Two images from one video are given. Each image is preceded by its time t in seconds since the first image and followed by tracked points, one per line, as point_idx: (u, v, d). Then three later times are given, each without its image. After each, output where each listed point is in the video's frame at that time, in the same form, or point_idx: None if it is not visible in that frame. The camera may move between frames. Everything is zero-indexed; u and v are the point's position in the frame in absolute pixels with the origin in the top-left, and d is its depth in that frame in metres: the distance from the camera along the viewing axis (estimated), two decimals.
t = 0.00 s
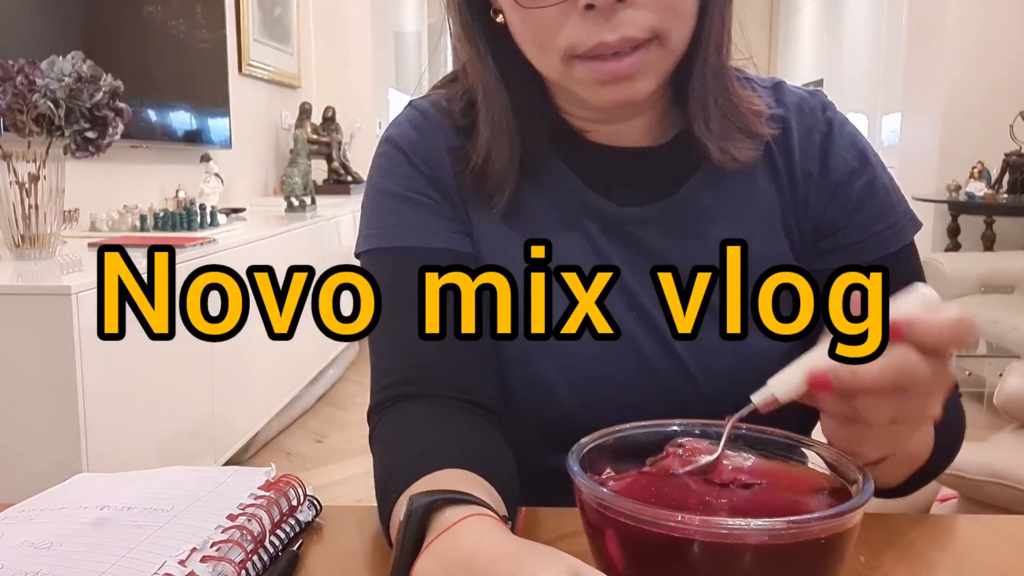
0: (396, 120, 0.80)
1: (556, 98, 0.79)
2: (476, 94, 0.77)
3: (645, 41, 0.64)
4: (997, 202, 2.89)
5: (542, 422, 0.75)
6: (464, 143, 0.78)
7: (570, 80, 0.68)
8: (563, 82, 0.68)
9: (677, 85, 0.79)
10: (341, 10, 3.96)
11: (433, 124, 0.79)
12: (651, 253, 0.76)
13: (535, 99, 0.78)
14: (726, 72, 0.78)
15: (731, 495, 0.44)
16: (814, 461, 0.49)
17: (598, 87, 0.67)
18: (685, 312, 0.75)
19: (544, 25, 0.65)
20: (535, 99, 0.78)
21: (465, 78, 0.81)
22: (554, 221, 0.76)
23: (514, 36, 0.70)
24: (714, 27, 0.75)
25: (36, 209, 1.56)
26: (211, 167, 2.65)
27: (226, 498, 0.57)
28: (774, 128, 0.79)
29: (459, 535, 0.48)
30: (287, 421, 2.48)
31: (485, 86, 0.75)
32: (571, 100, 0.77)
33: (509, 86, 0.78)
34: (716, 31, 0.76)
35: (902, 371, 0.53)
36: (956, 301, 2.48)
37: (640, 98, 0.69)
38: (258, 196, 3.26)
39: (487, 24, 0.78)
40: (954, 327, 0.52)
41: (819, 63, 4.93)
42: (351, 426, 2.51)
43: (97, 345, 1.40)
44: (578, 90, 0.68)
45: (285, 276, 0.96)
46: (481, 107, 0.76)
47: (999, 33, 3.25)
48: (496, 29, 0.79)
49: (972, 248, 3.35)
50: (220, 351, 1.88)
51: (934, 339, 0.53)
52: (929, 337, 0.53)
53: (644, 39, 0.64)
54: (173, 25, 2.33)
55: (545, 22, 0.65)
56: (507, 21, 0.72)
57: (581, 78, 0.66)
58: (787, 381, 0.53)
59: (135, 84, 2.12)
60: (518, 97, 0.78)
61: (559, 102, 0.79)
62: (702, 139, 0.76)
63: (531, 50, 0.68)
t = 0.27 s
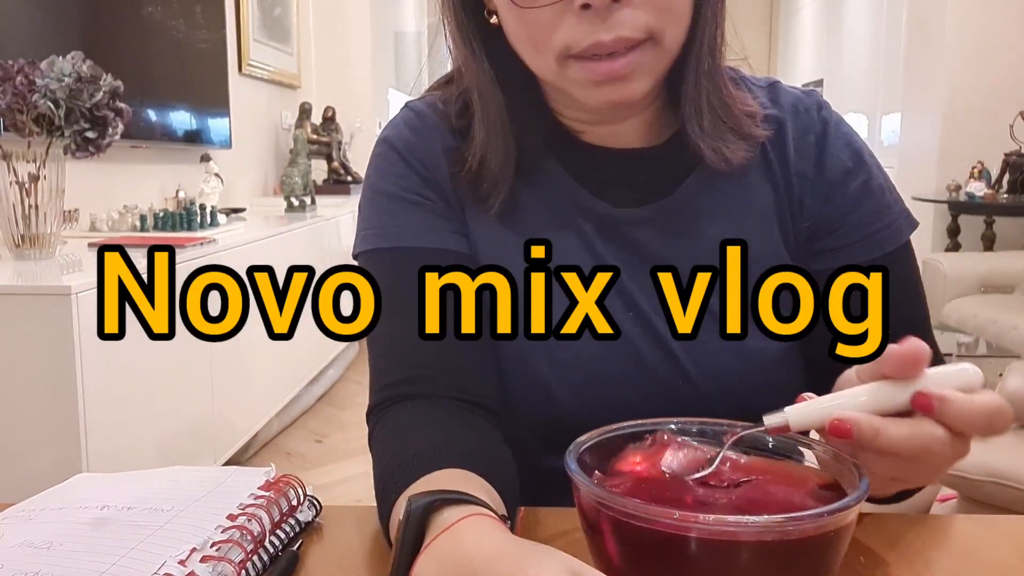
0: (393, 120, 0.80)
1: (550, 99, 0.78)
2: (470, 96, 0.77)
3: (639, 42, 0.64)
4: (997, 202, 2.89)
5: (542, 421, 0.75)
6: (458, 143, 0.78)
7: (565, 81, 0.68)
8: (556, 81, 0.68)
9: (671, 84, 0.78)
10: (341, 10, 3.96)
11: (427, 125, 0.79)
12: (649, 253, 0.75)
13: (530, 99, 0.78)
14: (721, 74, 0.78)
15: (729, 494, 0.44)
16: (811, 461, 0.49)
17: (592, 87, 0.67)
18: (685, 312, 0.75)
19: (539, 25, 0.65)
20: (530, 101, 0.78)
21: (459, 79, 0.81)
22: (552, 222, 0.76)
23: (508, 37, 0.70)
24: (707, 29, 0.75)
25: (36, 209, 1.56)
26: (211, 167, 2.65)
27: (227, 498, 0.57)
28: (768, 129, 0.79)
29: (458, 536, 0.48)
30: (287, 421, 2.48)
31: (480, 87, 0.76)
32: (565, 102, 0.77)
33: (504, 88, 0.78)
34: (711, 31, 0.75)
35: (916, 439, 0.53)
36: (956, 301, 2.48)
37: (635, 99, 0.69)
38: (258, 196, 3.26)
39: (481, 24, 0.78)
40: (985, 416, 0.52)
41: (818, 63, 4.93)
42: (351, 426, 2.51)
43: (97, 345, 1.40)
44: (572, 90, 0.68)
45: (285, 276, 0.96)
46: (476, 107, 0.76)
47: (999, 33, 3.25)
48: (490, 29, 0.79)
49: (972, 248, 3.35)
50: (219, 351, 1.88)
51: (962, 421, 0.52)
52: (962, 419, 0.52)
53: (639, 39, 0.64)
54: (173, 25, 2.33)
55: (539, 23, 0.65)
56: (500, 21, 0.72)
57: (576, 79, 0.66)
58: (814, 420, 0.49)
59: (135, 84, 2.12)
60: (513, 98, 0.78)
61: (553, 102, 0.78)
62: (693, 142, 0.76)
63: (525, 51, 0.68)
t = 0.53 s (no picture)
0: (393, 119, 0.80)
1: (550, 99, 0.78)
2: (470, 96, 0.77)
3: (640, 42, 0.64)
4: (997, 202, 2.89)
5: (542, 421, 0.75)
6: (458, 144, 0.78)
7: (565, 80, 0.68)
8: (556, 81, 0.69)
9: (670, 87, 0.78)
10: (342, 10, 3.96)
11: (427, 125, 0.79)
12: (649, 254, 0.75)
13: (529, 100, 0.78)
14: (720, 73, 0.77)
15: (729, 493, 0.44)
16: (812, 460, 0.49)
17: (593, 87, 0.67)
18: (685, 312, 0.75)
19: (540, 24, 0.65)
20: (530, 102, 0.78)
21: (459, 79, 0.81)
22: (552, 223, 0.76)
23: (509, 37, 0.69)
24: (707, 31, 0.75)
25: (36, 209, 1.56)
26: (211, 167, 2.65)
27: (227, 498, 0.57)
28: (767, 129, 0.79)
29: (460, 537, 0.48)
30: (287, 421, 2.48)
31: (479, 88, 0.75)
32: (565, 103, 0.76)
33: (504, 88, 0.78)
34: (711, 32, 0.75)
35: (934, 463, 0.52)
36: (956, 301, 2.48)
37: (635, 99, 0.69)
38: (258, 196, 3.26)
39: (480, 25, 0.78)
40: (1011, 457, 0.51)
41: (819, 63, 4.93)
42: (351, 426, 2.51)
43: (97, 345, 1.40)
44: (572, 90, 0.69)
45: (285, 276, 0.96)
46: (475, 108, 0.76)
47: (999, 33, 3.25)
48: (488, 30, 0.79)
49: (972, 248, 3.35)
50: (219, 351, 1.88)
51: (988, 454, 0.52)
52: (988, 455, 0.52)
53: (640, 38, 0.64)
54: (173, 25, 2.33)
55: (539, 22, 0.65)
56: (500, 22, 0.72)
57: (577, 78, 0.66)
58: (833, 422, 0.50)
59: (135, 84, 2.12)
60: (512, 99, 0.78)
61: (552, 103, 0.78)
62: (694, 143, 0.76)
63: (526, 50, 0.68)
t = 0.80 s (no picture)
0: (396, 118, 0.81)
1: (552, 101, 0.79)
2: (472, 98, 0.78)
3: (644, 39, 0.65)
4: (997, 202, 2.89)
5: (542, 421, 0.75)
6: (459, 145, 0.79)
7: (569, 79, 0.68)
8: (560, 80, 0.68)
9: (673, 86, 0.79)
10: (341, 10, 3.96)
11: (428, 126, 0.79)
12: (649, 255, 0.75)
13: (530, 102, 0.79)
14: (720, 73, 0.78)
15: (729, 493, 0.44)
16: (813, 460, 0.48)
17: (597, 85, 0.67)
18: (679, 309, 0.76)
19: (545, 22, 0.65)
20: (530, 104, 0.79)
21: (461, 81, 0.81)
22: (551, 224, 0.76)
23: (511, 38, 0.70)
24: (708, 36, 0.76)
25: (36, 209, 1.56)
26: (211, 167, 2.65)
27: (226, 498, 0.57)
28: (768, 130, 0.79)
29: (461, 539, 0.48)
30: (287, 421, 2.48)
31: (481, 89, 0.76)
32: (567, 104, 0.77)
33: (505, 90, 0.78)
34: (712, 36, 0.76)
35: (957, 430, 0.50)
36: (956, 301, 2.48)
37: (638, 98, 0.69)
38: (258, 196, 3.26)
39: (482, 26, 0.79)
40: None
41: (818, 63, 4.93)
42: (351, 426, 2.51)
43: (96, 345, 1.40)
44: (575, 89, 0.68)
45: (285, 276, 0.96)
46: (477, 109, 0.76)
47: (999, 33, 3.25)
48: (491, 32, 0.79)
49: (972, 248, 3.35)
50: (219, 351, 1.88)
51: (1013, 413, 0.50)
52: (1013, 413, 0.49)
53: (644, 35, 0.64)
54: (173, 25, 2.33)
55: (543, 21, 0.65)
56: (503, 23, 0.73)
57: (581, 76, 0.66)
58: (852, 389, 0.49)
59: (135, 84, 2.12)
60: (514, 101, 0.78)
61: (554, 105, 0.79)
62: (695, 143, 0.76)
63: (530, 49, 0.68)
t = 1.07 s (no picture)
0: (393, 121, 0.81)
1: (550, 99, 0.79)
2: (468, 97, 0.78)
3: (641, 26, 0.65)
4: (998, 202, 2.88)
5: (542, 420, 0.75)
6: (455, 144, 0.79)
7: (567, 69, 0.68)
8: (558, 71, 0.69)
9: (670, 82, 0.79)
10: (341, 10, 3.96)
11: (425, 127, 0.80)
12: (647, 255, 0.75)
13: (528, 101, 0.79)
14: (713, 67, 0.78)
15: (729, 493, 0.44)
16: (812, 460, 0.49)
17: (595, 74, 0.67)
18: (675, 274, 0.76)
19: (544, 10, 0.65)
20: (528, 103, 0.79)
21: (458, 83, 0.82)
22: (549, 223, 0.75)
23: (512, 33, 0.71)
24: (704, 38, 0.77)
25: (36, 209, 1.56)
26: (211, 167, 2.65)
27: (227, 498, 0.57)
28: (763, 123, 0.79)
29: (461, 539, 0.48)
30: (288, 421, 2.48)
31: (477, 88, 0.77)
32: (566, 101, 0.77)
33: (502, 89, 0.79)
34: (708, 34, 0.77)
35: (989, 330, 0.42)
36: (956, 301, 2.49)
37: (637, 89, 0.69)
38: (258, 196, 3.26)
39: (480, 24, 0.80)
40: None
41: (819, 63, 4.93)
42: (351, 426, 2.51)
43: (96, 345, 1.40)
44: (574, 81, 0.68)
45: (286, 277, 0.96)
46: (473, 108, 0.77)
47: (999, 33, 3.25)
48: (489, 30, 0.80)
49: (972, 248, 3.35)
50: (219, 350, 1.88)
51: None
52: None
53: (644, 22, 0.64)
54: (173, 25, 2.33)
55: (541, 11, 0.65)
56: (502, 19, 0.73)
57: (580, 64, 0.66)
58: (866, 295, 0.42)
59: (135, 84, 2.12)
60: (510, 99, 0.78)
61: (553, 102, 0.79)
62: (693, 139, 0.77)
63: (528, 38, 0.68)
